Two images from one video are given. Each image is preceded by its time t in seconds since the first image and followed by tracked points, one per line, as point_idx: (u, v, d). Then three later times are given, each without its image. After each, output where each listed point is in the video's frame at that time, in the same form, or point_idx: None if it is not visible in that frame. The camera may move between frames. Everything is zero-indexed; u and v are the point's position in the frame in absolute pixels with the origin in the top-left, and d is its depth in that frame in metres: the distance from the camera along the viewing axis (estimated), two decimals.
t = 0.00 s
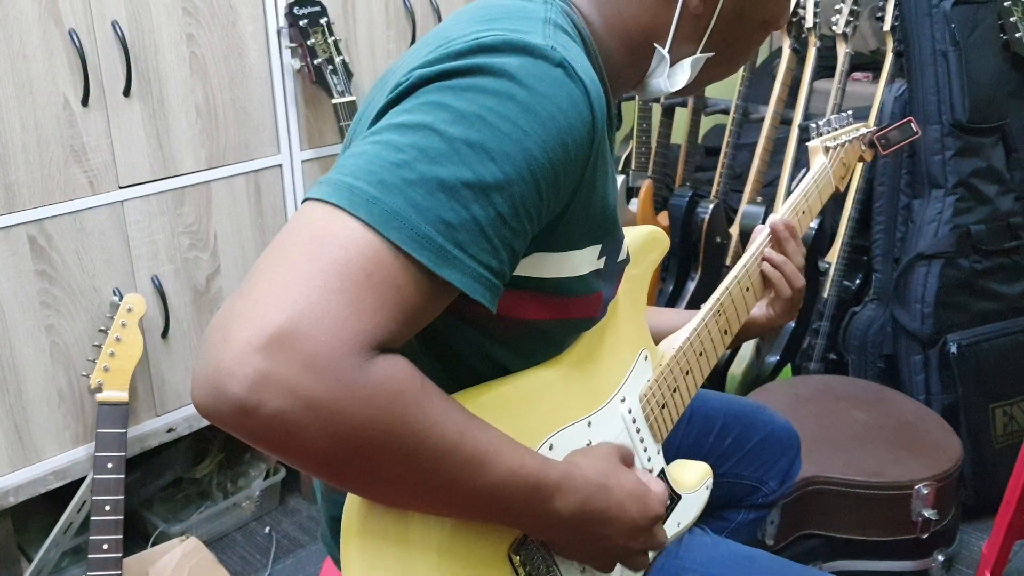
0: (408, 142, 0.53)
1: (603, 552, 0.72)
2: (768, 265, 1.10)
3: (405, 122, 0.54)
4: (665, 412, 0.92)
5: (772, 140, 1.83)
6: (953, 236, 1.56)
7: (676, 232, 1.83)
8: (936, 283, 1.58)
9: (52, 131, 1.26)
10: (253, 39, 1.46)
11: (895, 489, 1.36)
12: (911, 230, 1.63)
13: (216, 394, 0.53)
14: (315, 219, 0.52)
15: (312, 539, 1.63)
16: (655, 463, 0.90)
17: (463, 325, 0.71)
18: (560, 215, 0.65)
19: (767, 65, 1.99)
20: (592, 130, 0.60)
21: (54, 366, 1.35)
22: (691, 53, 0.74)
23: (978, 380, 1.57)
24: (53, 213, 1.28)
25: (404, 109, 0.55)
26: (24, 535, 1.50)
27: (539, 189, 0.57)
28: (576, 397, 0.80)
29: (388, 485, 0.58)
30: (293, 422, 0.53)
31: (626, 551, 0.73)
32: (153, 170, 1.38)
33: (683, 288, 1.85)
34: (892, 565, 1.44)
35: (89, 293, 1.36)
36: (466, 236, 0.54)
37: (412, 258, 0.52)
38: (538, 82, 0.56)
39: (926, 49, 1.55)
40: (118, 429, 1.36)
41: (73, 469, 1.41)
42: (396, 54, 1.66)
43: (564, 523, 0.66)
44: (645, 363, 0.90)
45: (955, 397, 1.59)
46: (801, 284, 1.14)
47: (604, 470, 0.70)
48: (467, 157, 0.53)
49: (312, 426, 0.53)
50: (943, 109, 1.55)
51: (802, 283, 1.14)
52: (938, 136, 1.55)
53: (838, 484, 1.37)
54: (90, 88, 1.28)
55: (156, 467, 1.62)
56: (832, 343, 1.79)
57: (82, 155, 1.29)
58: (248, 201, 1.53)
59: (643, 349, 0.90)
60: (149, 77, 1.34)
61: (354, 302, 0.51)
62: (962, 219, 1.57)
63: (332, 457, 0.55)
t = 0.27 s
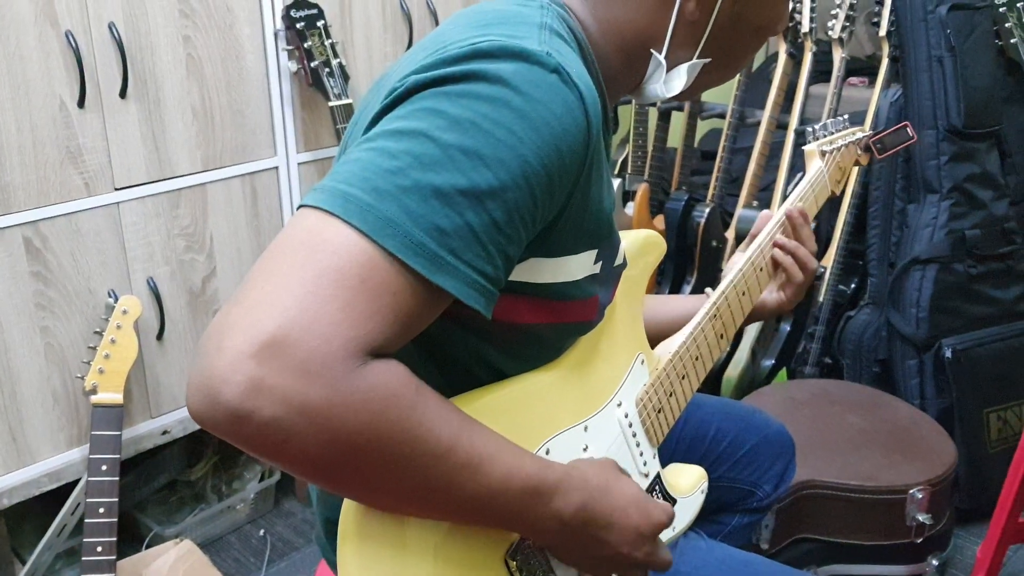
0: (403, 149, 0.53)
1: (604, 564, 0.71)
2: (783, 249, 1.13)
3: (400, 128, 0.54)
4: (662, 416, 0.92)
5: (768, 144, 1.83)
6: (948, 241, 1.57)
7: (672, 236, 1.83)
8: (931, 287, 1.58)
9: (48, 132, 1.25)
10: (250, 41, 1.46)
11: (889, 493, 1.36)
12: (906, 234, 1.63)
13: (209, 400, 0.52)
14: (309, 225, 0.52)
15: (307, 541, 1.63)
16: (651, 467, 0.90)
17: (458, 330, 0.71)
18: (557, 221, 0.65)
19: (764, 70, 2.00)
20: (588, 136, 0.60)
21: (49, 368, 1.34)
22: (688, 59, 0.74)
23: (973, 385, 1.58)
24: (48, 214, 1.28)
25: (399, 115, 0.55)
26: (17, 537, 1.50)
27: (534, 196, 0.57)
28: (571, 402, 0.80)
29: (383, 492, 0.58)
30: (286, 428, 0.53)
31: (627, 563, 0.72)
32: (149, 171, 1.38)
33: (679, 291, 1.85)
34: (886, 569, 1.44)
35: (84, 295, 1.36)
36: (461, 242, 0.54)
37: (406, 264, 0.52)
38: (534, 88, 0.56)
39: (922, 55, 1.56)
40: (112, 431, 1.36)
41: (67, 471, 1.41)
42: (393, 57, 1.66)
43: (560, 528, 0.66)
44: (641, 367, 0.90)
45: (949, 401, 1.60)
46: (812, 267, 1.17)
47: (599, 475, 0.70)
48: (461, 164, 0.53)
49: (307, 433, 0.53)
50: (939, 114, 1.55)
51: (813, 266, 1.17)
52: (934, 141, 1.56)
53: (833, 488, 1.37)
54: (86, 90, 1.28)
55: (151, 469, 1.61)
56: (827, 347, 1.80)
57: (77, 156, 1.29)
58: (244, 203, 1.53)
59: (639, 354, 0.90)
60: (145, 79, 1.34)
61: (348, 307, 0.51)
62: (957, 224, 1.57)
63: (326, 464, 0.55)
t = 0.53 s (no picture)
0: (397, 152, 0.53)
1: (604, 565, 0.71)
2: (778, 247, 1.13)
3: (394, 131, 0.54)
4: (658, 420, 0.92)
5: (766, 148, 1.83)
6: (945, 245, 1.57)
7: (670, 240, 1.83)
8: (928, 291, 1.58)
9: (45, 134, 1.25)
10: (247, 43, 1.46)
11: (886, 497, 1.36)
12: (903, 238, 1.63)
13: (204, 402, 0.52)
14: (303, 228, 0.52)
15: (304, 544, 1.63)
16: (647, 471, 0.90)
17: (455, 334, 0.71)
18: (553, 224, 0.65)
19: (762, 73, 2.00)
20: (583, 139, 0.60)
21: (45, 370, 1.34)
22: (684, 66, 0.74)
23: (969, 389, 1.58)
24: (45, 216, 1.28)
25: (393, 118, 0.55)
26: (14, 539, 1.50)
27: (529, 198, 0.57)
28: (567, 405, 0.80)
29: (377, 496, 0.58)
30: (280, 430, 0.53)
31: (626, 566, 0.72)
32: (146, 174, 1.38)
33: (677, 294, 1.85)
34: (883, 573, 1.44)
35: (80, 297, 1.35)
36: (455, 245, 0.54)
37: (400, 267, 0.52)
38: (528, 90, 0.56)
39: (919, 59, 1.56)
40: (109, 433, 1.36)
41: (64, 474, 1.41)
42: (391, 60, 1.67)
43: (556, 533, 0.66)
44: (638, 371, 0.90)
45: (946, 405, 1.60)
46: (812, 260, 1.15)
47: (595, 479, 0.70)
48: (455, 167, 0.53)
49: (301, 436, 0.53)
50: (936, 118, 1.56)
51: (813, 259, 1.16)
52: (931, 146, 1.56)
53: (829, 492, 1.37)
54: (83, 92, 1.28)
55: (148, 472, 1.61)
56: (824, 351, 1.80)
57: (74, 159, 1.29)
58: (241, 206, 1.53)
59: (636, 357, 0.90)
60: (143, 81, 1.34)
61: (342, 310, 0.51)
62: (954, 228, 1.58)
63: (320, 466, 0.55)
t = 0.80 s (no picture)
0: (402, 155, 0.53)
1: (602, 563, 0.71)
2: (769, 271, 1.12)
3: (400, 134, 0.54)
4: (657, 424, 0.92)
5: (764, 153, 1.84)
6: (943, 250, 1.57)
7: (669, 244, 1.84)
8: (927, 296, 1.58)
9: (44, 137, 1.25)
10: (247, 47, 1.46)
11: (884, 502, 1.36)
12: (902, 244, 1.64)
13: (206, 404, 0.52)
14: (308, 229, 0.52)
15: (301, 548, 1.63)
16: (646, 475, 0.90)
17: (457, 337, 0.71)
18: (555, 228, 0.65)
19: (761, 78, 2.00)
20: (587, 144, 0.60)
21: (43, 373, 1.34)
22: (688, 68, 0.73)
23: (968, 394, 1.58)
24: (44, 219, 1.28)
25: (398, 120, 0.55)
26: (10, 542, 1.49)
27: (533, 202, 0.57)
28: (567, 409, 0.80)
29: (379, 499, 0.58)
30: (283, 432, 0.53)
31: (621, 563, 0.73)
32: (145, 176, 1.38)
33: (675, 299, 1.85)
34: None
35: (79, 300, 1.35)
36: (460, 248, 0.54)
37: (404, 269, 0.52)
38: (533, 95, 0.56)
39: (918, 65, 1.57)
40: (107, 437, 1.35)
41: (61, 477, 1.40)
42: (390, 64, 1.67)
43: (557, 535, 0.66)
44: (637, 376, 0.90)
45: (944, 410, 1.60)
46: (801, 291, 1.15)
47: (595, 483, 0.70)
48: (460, 170, 0.53)
49: (304, 437, 0.53)
50: (934, 123, 1.56)
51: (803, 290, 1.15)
52: (929, 151, 1.57)
53: (828, 497, 1.37)
54: (83, 95, 1.28)
55: (144, 475, 1.61)
56: (822, 355, 1.80)
57: (73, 161, 1.29)
58: (240, 209, 1.53)
59: (635, 362, 0.90)
60: (142, 84, 1.34)
61: (347, 311, 0.51)
62: (952, 233, 1.58)
63: (322, 470, 0.55)
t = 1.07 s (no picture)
0: (400, 160, 0.53)
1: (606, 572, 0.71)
2: (756, 283, 1.11)
3: (397, 139, 0.54)
4: (654, 430, 0.92)
5: (764, 158, 1.84)
6: (942, 256, 1.57)
7: (668, 249, 1.84)
8: (925, 302, 1.59)
9: (44, 140, 1.25)
10: (247, 51, 1.46)
11: (883, 508, 1.36)
12: (901, 249, 1.64)
13: (205, 409, 0.52)
14: (306, 236, 0.52)
15: (299, 552, 1.62)
16: (645, 480, 0.89)
17: (456, 341, 0.71)
18: (554, 232, 0.65)
19: (760, 83, 2.01)
20: (586, 149, 0.60)
21: (41, 376, 1.34)
22: (687, 73, 0.74)
23: (966, 400, 1.58)
24: (44, 221, 1.28)
25: (397, 126, 0.55)
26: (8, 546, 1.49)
27: (531, 207, 0.57)
28: (565, 414, 0.80)
29: (377, 504, 0.58)
30: (282, 437, 0.52)
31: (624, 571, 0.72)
32: (144, 180, 1.38)
33: (674, 304, 1.84)
34: None
35: (77, 303, 1.35)
36: (457, 253, 0.54)
37: (402, 274, 0.52)
38: (531, 100, 0.56)
39: (917, 71, 1.57)
40: (105, 440, 1.35)
41: (59, 480, 1.40)
42: (390, 69, 1.67)
43: (555, 542, 0.65)
44: (635, 381, 0.90)
45: (943, 416, 1.60)
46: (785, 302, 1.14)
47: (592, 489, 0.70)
48: (458, 175, 0.53)
49: (303, 442, 0.53)
50: (933, 130, 1.56)
51: (789, 301, 1.14)
52: (928, 157, 1.57)
53: (826, 503, 1.37)
54: (83, 98, 1.28)
55: (140, 479, 1.62)
56: (820, 361, 1.80)
57: (73, 164, 1.29)
58: (239, 212, 1.53)
59: (632, 367, 0.90)
60: (142, 87, 1.34)
61: (345, 317, 0.51)
62: (951, 240, 1.58)
63: (321, 475, 0.55)
